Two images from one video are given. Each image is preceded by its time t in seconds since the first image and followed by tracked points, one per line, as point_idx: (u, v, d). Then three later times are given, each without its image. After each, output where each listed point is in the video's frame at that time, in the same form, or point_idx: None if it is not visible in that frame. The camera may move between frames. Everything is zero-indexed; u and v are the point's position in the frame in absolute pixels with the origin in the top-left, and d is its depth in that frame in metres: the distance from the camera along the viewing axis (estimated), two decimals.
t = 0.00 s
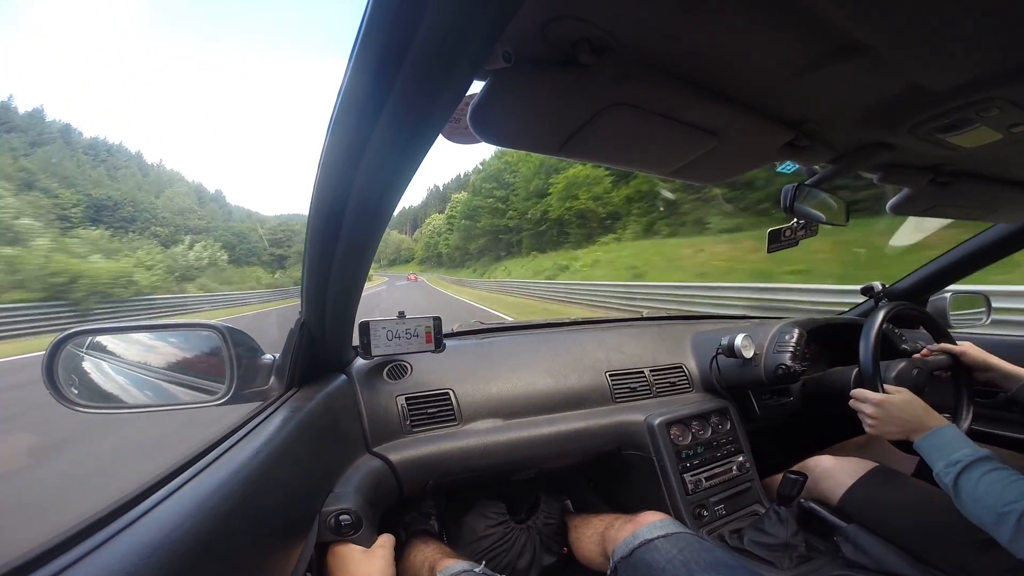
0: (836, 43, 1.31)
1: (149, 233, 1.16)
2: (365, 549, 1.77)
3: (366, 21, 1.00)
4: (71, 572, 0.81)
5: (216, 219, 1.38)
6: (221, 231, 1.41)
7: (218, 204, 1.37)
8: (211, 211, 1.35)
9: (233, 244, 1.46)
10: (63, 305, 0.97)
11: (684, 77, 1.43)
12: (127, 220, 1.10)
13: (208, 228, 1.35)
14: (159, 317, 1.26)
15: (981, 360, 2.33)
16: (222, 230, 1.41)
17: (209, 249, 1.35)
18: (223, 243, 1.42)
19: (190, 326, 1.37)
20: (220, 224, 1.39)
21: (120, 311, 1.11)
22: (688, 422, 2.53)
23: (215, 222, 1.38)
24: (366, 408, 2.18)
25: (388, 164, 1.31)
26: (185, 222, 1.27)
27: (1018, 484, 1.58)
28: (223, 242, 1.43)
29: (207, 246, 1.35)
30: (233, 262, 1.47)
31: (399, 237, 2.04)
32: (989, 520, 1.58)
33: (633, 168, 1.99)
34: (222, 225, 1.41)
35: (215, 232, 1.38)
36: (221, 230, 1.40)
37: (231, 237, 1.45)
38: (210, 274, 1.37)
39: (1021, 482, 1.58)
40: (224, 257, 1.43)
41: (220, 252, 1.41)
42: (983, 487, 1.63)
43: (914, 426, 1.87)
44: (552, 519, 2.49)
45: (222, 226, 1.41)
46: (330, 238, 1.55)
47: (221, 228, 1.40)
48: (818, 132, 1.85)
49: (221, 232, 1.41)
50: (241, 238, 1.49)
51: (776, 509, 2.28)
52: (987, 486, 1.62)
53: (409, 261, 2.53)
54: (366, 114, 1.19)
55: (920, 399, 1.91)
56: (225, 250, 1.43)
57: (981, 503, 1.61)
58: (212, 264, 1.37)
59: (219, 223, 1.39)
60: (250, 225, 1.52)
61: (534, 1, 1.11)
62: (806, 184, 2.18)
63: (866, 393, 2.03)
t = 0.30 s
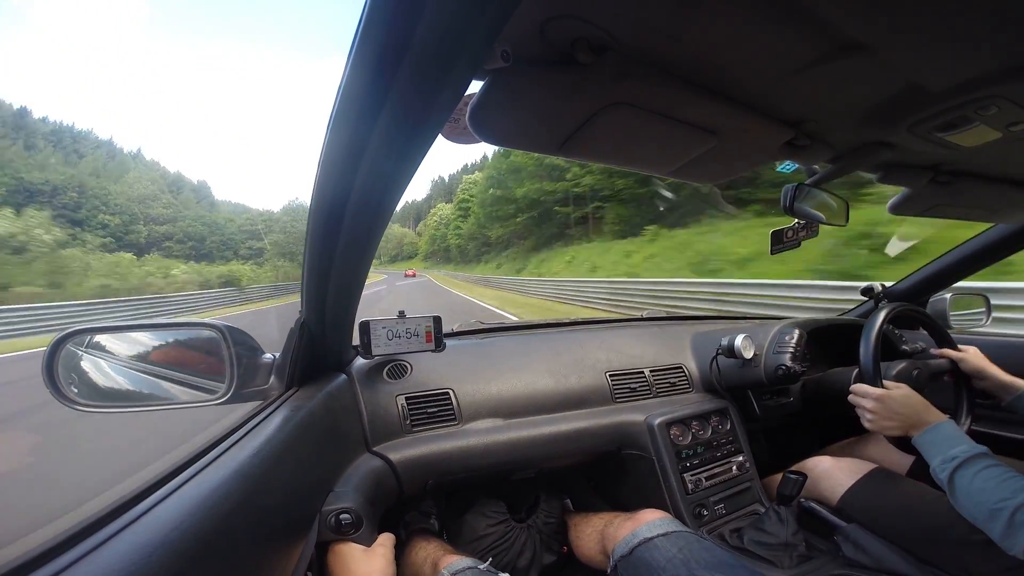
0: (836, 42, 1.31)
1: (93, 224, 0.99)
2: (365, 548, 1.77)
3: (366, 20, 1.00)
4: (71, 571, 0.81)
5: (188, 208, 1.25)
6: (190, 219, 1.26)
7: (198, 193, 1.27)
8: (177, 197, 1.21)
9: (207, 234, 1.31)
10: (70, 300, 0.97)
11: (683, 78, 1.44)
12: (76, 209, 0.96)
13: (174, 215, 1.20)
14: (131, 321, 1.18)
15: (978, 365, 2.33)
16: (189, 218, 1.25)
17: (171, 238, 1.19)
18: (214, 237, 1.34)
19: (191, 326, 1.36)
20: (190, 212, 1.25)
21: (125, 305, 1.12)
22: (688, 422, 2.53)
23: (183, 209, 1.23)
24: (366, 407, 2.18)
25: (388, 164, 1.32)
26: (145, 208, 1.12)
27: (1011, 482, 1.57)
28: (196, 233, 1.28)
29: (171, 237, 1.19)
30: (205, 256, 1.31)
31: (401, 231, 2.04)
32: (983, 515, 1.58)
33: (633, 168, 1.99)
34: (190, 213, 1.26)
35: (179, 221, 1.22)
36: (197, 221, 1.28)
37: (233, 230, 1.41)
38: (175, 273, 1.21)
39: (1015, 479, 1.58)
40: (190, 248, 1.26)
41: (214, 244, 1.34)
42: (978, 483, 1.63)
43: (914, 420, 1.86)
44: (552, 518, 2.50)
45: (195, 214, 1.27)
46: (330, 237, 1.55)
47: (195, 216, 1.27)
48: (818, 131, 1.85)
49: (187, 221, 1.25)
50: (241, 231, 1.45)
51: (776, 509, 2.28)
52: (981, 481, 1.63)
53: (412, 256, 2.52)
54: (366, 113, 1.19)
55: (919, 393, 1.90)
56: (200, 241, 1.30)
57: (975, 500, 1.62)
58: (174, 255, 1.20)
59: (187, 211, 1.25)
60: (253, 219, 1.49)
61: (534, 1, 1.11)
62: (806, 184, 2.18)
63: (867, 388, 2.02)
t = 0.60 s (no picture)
0: (836, 39, 1.31)
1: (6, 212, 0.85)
2: (365, 546, 1.75)
3: (366, 17, 1.00)
4: (68, 571, 0.80)
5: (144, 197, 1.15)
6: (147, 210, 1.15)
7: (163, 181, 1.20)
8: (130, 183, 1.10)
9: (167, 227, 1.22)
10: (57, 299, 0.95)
11: (681, 76, 1.44)
12: None
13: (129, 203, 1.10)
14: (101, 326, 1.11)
15: (966, 355, 2.34)
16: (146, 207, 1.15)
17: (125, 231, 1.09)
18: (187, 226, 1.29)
19: (187, 327, 1.36)
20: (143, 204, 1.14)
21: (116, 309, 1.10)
22: (688, 422, 2.52)
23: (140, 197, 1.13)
24: (365, 407, 2.17)
25: (388, 163, 1.31)
26: (88, 196, 1.01)
27: (1012, 494, 1.58)
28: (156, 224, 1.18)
29: (116, 232, 1.07)
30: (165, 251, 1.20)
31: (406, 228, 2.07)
32: (983, 527, 1.58)
33: (632, 167, 1.99)
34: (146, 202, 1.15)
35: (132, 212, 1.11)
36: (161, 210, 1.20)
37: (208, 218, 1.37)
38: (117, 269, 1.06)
39: (1017, 492, 1.58)
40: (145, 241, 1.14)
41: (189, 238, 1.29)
42: (980, 495, 1.63)
43: (921, 436, 1.86)
44: (551, 517, 2.49)
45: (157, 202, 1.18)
46: (330, 237, 1.54)
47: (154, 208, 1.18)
48: (816, 130, 1.86)
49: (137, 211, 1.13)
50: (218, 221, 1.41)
51: (775, 509, 2.28)
52: (982, 494, 1.62)
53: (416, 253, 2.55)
54: (366, 111, 1.19)
55: (925, 410, 1.90)
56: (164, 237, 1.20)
57: (975, 511, 1.61)
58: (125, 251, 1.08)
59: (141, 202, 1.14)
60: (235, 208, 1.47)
61: None
62: (805, 183, 2.19)
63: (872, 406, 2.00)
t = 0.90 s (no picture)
0: (836, 41, 1.31)
1: None
2: (365, 547, 1.76)
3: (366, 22, 1.00)
4: (72, 571, 0.81)
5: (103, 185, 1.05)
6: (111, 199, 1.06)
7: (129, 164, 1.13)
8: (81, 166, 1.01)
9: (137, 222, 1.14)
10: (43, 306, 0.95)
11: (682, 76, 1.43)
12: None
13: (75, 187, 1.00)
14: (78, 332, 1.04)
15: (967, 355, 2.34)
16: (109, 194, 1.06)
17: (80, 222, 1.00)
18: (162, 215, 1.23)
19: (188, 326, 1.37)
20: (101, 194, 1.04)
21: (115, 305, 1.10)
22: (688, 420, 2.53)
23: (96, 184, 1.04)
24: (366, 406, 2.18)
25: (386, 163, 1.32)
26: (16, 183, 0.88)
27: (1011, 495, 1.59)
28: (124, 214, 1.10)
29: (54, 225, 0.93)
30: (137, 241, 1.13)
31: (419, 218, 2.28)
32: (977, 527, 1.59)
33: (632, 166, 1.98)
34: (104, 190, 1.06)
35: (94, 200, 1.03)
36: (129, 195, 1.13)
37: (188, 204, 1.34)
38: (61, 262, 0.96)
39: (1016, 493, 1.59)
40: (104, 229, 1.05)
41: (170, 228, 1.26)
42: (978, 496, 1.64)
43: (922, 434, 1.85)
44: (552, 517, 2.50)
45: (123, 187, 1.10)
46: (329, 236, 1.54)
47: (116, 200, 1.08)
48: (818, 129, 1.85)
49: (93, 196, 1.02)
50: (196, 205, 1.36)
51: (775, 508, 2.28)
52: (979, 496, 1.63)
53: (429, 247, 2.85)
54: (364, 112, 1.19)
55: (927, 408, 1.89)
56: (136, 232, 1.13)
57: (973, 510, 1.62)
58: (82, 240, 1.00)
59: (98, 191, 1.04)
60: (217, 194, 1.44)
61: None
62: (807, 182, 2.18)
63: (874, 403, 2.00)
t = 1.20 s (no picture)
0: (834, 40, 1.31)
1: None
2: (365, 549, 1.76)
3: (364, 21, 1.00)
4: (70, 572, 0.81)
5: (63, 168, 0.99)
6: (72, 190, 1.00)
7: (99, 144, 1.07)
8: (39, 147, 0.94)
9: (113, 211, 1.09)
10: (32, 308, 0.94)
11: (680, 77, 1.44)
12: None
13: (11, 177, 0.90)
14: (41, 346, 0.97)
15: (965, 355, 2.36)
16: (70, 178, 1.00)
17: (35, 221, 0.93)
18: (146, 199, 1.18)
19: (187, 326, 1.36)
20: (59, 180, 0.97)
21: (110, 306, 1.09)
22: (688, 421, 2.52)
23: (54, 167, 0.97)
24: (366, 408, 2.18)
25: (386, 165, 1.32)
26: None
27: (1012, 500, 1.59)
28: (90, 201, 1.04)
29: None
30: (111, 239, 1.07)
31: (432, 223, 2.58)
32: (978, 531, 1.60)
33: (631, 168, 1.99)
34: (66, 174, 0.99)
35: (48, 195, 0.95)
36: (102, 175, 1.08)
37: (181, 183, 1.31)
38: (3, 265, 0.89)
39: (1018, 497, 1.59)
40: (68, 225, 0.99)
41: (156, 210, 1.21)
42: (980, 500, 1.64)
43: (925, 437, 1.85)
44: (554, 519, 2.48)
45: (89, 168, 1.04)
46: (329, 237, 1.54)
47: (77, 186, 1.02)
48: (817, 130, 1.85)
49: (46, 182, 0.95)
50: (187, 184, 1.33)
51: (775, 509, 2.28)
52: (982, 499, 1.63)
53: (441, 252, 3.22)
54: (364, 113, 1.19)
55: (927, 411, 1.89)
56: (99, 230, 1.06)
57: (976, 515, 1.62)
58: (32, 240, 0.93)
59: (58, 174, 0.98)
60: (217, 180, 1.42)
61: None
62: (805, 183, 2.19)
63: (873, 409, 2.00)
